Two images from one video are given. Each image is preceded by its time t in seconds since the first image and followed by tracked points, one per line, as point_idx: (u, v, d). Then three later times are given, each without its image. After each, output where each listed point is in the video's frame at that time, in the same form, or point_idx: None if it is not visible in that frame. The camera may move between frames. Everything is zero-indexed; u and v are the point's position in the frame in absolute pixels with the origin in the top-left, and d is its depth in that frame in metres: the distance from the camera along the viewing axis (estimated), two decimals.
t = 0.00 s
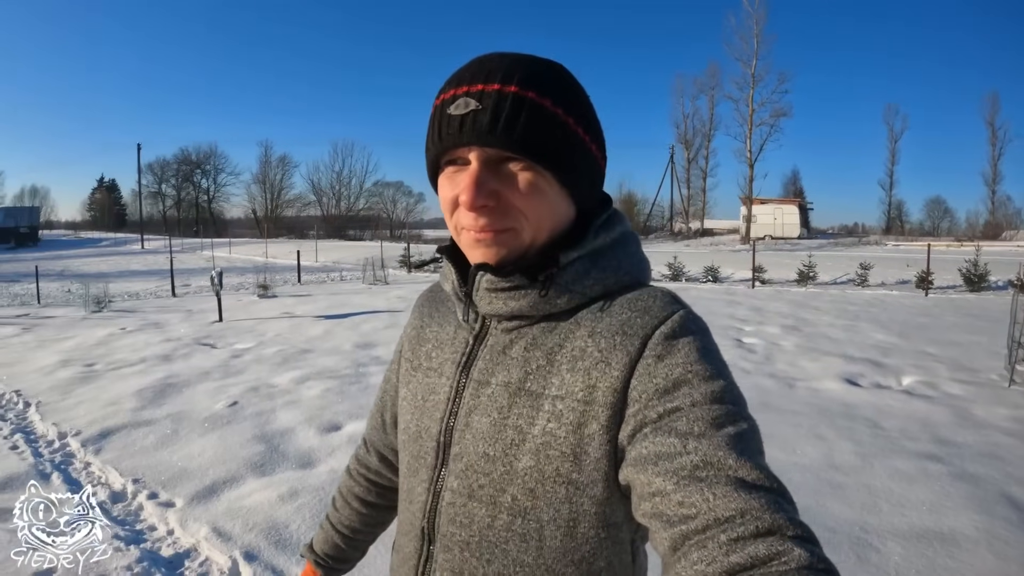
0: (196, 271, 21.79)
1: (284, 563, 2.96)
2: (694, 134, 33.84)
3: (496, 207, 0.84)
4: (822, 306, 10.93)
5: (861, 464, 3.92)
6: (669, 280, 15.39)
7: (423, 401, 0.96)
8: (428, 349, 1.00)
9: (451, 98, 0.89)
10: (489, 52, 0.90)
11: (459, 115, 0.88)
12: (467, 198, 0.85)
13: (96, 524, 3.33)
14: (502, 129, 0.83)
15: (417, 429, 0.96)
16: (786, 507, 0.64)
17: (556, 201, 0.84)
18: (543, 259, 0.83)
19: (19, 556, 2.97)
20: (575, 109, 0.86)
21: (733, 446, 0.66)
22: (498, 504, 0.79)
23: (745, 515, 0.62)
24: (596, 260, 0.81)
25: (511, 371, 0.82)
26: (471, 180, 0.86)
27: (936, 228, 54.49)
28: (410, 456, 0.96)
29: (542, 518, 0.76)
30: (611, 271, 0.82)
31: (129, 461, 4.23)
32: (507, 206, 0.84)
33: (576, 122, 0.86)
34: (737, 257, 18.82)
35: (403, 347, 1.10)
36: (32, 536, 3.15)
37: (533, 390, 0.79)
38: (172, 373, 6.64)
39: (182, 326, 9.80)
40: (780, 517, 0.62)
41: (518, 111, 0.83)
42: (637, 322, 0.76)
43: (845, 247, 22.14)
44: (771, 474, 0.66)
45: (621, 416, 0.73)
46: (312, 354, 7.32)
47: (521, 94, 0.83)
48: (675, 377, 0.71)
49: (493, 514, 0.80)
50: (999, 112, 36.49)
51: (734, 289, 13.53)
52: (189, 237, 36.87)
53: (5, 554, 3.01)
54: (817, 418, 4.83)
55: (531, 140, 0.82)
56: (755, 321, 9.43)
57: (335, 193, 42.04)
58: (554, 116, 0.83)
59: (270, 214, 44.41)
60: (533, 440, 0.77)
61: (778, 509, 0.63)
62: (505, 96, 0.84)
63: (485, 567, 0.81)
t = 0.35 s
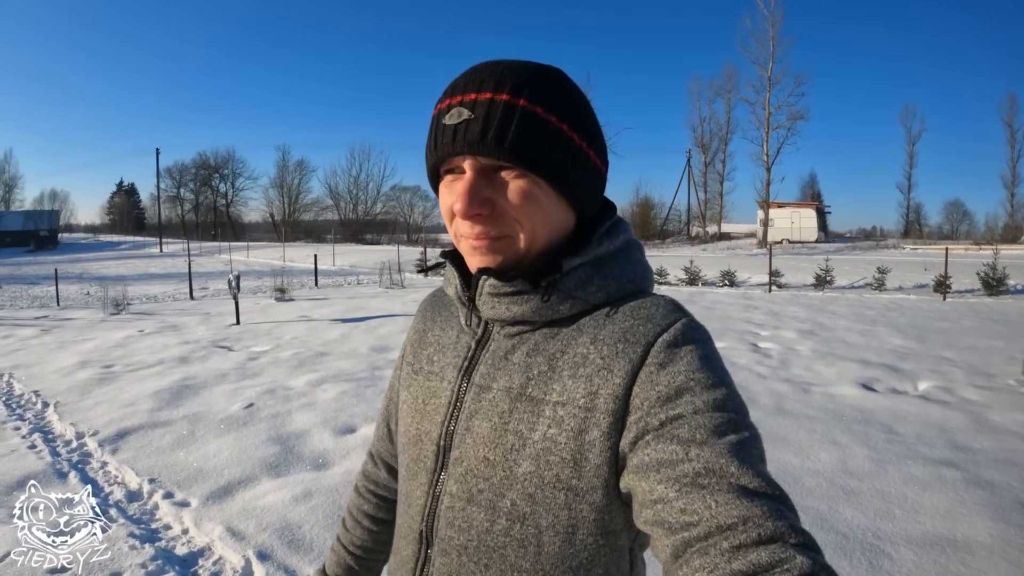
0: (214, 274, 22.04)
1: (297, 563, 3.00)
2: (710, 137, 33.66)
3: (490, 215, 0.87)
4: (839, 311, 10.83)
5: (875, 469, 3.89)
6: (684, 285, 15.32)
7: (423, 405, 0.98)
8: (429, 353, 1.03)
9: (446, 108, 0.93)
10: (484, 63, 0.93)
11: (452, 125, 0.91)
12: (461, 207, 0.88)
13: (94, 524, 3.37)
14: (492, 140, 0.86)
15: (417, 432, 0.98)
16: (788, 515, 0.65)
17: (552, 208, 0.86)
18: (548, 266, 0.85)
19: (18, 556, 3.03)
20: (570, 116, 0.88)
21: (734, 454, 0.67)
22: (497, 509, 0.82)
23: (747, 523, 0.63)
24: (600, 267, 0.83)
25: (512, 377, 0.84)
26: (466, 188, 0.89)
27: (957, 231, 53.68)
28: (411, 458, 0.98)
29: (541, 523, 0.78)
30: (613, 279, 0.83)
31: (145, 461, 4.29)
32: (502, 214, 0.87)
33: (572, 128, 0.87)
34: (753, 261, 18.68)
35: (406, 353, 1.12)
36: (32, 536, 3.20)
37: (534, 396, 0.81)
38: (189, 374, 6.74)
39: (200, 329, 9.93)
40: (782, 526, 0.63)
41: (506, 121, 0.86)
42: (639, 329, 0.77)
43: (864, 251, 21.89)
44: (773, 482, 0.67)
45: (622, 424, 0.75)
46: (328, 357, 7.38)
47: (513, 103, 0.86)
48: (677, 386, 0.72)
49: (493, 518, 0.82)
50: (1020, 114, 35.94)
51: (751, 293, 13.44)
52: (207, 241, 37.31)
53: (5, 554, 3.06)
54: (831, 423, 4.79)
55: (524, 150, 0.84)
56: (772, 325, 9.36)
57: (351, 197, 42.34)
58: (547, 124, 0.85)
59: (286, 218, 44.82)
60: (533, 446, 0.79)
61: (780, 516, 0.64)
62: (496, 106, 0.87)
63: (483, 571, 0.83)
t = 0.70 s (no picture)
0: (217, 276, 22.11)
1: (300, 563, 3.02)
2: (712, 139, 33.66)
3: (493, 215, 0.89)
4: (841, 313, 10.83)
5: (877, 470, 3.90)
6: (687, 286, 15.33)
7: (430, 404, 1.00)
8: (435, 353, 1.05)
9: (446, 110, 0.95)
10: (482, 63, 0.95)
11: (452, 126, 0.93)
12: (464, 209, 0.90)
13: (95, 524, 3.39)
14: (491, 139, 0.88)
15: (423, 432, 1.00)
16: (797, 513, 0.67)
17: (555, 208, 0.88)
18: (555, 265, 0.87)
19: (18, 556, 3.05)
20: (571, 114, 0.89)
21: (744, 453, 0.69)
22: (504, 508, 0.83)
23: (757, 521, 0.65)
24: (605, 265, 0.85)
25: (519, 376, 0.86)
26: (468, 190, 0.91)
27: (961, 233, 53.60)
28: (418, 458, 1.00)
29: (547, 523, 0.80)
30: (618, 277, 0.85)
31: (149, 461, 4.32)
32: (504, 215, 0.88)
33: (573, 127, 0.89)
34: (756, 263, 18.68)
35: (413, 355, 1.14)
36: (32, 536, 3.23)
37: (539, 395, 0.83)
38: (193, 376, 6.76)
39: (203, 330, 9.96)
40: (792, 524, 0.65)
41: (504, 119, 0.88)
42: (645, 328, 0.79)
43: (866, 252, 21.88)
44: (781, 480, 0.69)
45: (629, 423, 0.76)
46: (331, 358, 7.41)
47: (513, 102, 0.88)
48: (683, 384, 0.74)
49: (499, 518, 0.84)
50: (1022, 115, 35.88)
51: (753, 295, 13.45)
52: (210, 243, 37.40)
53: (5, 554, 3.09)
54: (833, 424, 4.80)
55: (525, 150, 0.86)
56: (774, 327, 9.37)
57: (353, 199, 42.40)
58: (548, 123, 0.87)
59: (289, 220, 44.89)
60: (539, 446, 0.81)
61: (790, 515, 0.66)
62: (496, 106, 0.89)
63: (490, 571, 0.85)
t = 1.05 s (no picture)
0: (219, 276, 22.13)
1: (305, 563, 3.03)
2: (714, 140, 33.69)
3: (490, 217, 0.91)
4: (844, 314, 10.82)
5: (880, 471, 3.91)
6: (689, 288, 15.34)
7: (446, 404, 1.01)
8: (452, 351, 1.06)
9: (445, 117, 0.98)
10: (480, 66, 0.97)
11: (450, 132, 0.96)
12: (463, 211, 0.93)
13: (95, 524, 3.40)
14: (483, 142, 0.90)
15: (439, 430, 1.01)
16: (812, 520, 0.68)
17: (555, 206, 0.88)
18: (564, 265, 0.88)
19: (18, 556, 3.06)
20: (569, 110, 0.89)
21: (760, 458, 0.70)
22: (517, 508, 0.84)
23: (771, 528, 0.66)
24: (621, 265, 0.86)
25: (534, 377, 0.87)
26: (467, 193, 0.94)
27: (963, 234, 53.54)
28: (432, 456, 1.01)
29: (560, 524, 0.81)
30: (634, 278, 0.86)
31: (152, 462, 4.33)
32: (503, 216, 0.90)
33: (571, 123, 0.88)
34: (758, 264, 18.68)
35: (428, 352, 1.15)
36: (32, 536, 3.24)
37: (554, 396, 0.84)
38: (195, 376, 6.77)
39: (205, 331, 9.98)
40: (807, 531, 0.66)
41: (495, 122, 0.89)
42: (662, 331, 0.80)
43: (868, 254, 21.87)
44: (796, 486, 0.70)
45: (644, 426, 0.77)
46: (333, 359, 7.42)
47: (505, 103, 0.89)
48: (700, 387, 0.75)
49: (512, 518, 0.85)
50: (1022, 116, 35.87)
51: (754, 296, 13.46)
52: (212, 244, 37.43)
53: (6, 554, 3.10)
54: (836, 425, 4.80)
55: (518, 151, 0.87)
56: (776, 328, 9.37)
57: (355, 200, 42.38)
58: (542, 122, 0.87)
59: (291, 221, 44.91)
60: (554, 447, 0.82)
61: (805, 522, 0.67)
62: (488, 109, 0.90)
63: (502, 570, 0.86)
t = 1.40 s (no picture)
0: (223, 278, 22.18)
1: (310, 565, 3.03)
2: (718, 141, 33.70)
3: (491, 227, 0.92)
4: (848, 315, 10.80)
5: (884, 473, 3.90)
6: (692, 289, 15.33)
7: (459, 406, 1.01)
8: (465, 354, 1.06)
9: (442, 131, 1.00)
10: (471, 78, 0.98)
11: (446, 146, 0.98)
12: (465, 223, 0.95)
13: (94, 524, 3.42)
14: (476, 154, 0.92)
15: (451, 432, 1.02)
16: (823, 527, 0.68)
17: (552, 212, 0.88)
18: (576, 268, 0.89)
19: (19, 556, 3.08)
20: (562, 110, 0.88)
21: (770, 463, 0.70)
22: (526, 511, 0.85)
23: (781, 534, 0.66)
24: (634, 267, 0.86)
25: (546, 380, 0.87)
26: (467, 204, 0.96)
27: (966, 235, 53.46)
28: (444, 458, 1.02)
29: (569, 528, 0.81)
30: (646, 281, 0.86)
31: (157, 463, 4.34)
32: (503, 224, 0.91)
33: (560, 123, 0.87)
34: (762, 266, 18.66)
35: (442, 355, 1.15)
36: (33, 537, 3.26)
37: (565, 399, 0.84)
38: (200, 378, 6.79)
39: (209, 332, 10.00)
40: (818, 537, 0.66)
41: (486, 134, 0.90)
42: (673, 335, 0.80)
43: (871, 255, 21.83)
44: (807, 493, 0.70)
45: (655, 430, 0.77)
46: (337, 361, 7.43)
47: (493, 113, 0.90)
48: (710, 393, 0.75)
49: (522, 521, 0.85)
50: None
51: (758, 298, 13.44)
52: (216, 245, 37.53)
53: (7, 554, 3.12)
54: (840, 427, 4.80)
55: (510, 158, 0.88)
56: (780, 330, 9.36)
57: (358, 201, 42.44)
58: (529, 128, 0.87)
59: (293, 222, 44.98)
60: (564, 450, 0.82)
61: (816, 529, 0.67)
62: (478, 121, 0.92)
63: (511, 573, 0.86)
